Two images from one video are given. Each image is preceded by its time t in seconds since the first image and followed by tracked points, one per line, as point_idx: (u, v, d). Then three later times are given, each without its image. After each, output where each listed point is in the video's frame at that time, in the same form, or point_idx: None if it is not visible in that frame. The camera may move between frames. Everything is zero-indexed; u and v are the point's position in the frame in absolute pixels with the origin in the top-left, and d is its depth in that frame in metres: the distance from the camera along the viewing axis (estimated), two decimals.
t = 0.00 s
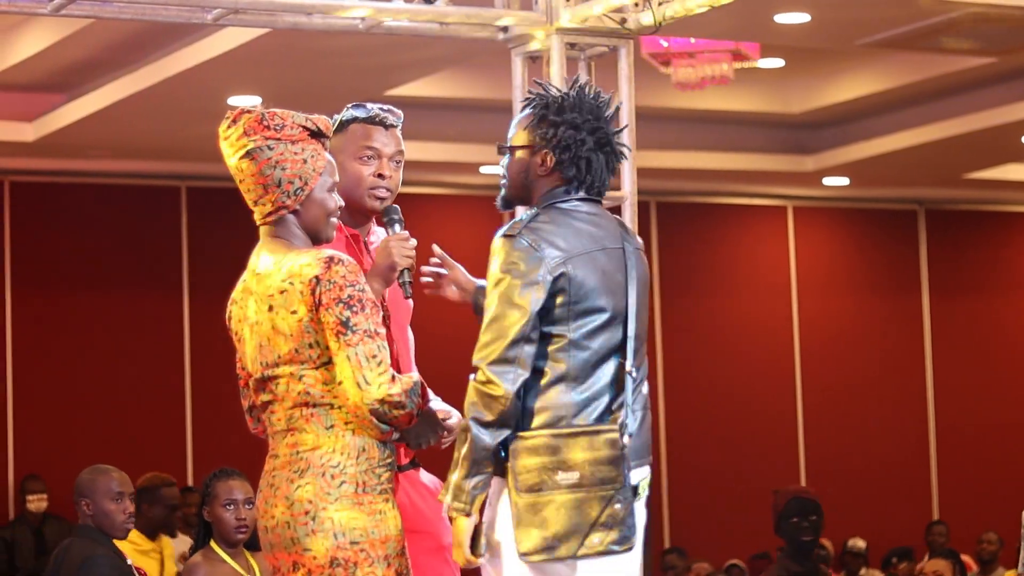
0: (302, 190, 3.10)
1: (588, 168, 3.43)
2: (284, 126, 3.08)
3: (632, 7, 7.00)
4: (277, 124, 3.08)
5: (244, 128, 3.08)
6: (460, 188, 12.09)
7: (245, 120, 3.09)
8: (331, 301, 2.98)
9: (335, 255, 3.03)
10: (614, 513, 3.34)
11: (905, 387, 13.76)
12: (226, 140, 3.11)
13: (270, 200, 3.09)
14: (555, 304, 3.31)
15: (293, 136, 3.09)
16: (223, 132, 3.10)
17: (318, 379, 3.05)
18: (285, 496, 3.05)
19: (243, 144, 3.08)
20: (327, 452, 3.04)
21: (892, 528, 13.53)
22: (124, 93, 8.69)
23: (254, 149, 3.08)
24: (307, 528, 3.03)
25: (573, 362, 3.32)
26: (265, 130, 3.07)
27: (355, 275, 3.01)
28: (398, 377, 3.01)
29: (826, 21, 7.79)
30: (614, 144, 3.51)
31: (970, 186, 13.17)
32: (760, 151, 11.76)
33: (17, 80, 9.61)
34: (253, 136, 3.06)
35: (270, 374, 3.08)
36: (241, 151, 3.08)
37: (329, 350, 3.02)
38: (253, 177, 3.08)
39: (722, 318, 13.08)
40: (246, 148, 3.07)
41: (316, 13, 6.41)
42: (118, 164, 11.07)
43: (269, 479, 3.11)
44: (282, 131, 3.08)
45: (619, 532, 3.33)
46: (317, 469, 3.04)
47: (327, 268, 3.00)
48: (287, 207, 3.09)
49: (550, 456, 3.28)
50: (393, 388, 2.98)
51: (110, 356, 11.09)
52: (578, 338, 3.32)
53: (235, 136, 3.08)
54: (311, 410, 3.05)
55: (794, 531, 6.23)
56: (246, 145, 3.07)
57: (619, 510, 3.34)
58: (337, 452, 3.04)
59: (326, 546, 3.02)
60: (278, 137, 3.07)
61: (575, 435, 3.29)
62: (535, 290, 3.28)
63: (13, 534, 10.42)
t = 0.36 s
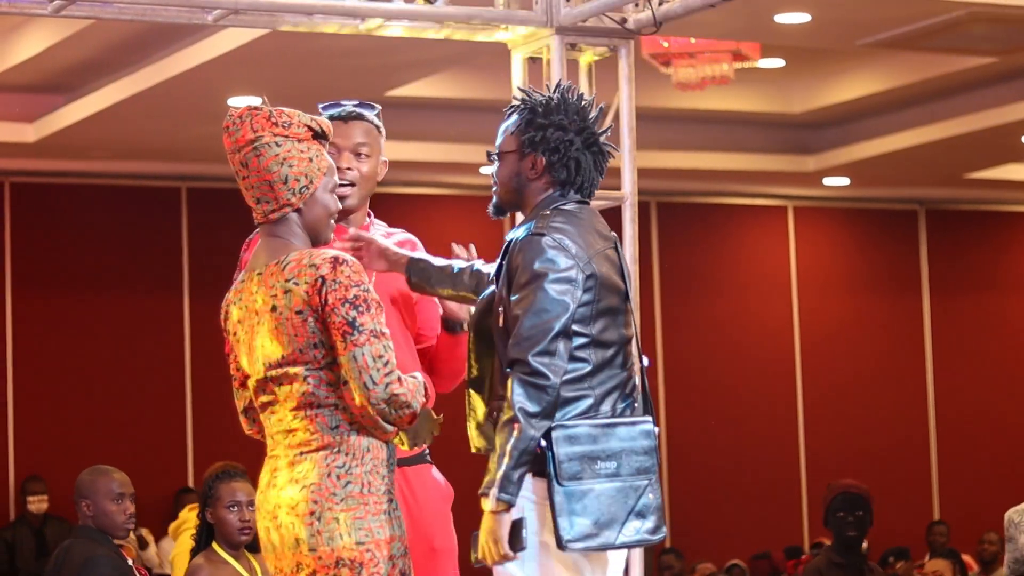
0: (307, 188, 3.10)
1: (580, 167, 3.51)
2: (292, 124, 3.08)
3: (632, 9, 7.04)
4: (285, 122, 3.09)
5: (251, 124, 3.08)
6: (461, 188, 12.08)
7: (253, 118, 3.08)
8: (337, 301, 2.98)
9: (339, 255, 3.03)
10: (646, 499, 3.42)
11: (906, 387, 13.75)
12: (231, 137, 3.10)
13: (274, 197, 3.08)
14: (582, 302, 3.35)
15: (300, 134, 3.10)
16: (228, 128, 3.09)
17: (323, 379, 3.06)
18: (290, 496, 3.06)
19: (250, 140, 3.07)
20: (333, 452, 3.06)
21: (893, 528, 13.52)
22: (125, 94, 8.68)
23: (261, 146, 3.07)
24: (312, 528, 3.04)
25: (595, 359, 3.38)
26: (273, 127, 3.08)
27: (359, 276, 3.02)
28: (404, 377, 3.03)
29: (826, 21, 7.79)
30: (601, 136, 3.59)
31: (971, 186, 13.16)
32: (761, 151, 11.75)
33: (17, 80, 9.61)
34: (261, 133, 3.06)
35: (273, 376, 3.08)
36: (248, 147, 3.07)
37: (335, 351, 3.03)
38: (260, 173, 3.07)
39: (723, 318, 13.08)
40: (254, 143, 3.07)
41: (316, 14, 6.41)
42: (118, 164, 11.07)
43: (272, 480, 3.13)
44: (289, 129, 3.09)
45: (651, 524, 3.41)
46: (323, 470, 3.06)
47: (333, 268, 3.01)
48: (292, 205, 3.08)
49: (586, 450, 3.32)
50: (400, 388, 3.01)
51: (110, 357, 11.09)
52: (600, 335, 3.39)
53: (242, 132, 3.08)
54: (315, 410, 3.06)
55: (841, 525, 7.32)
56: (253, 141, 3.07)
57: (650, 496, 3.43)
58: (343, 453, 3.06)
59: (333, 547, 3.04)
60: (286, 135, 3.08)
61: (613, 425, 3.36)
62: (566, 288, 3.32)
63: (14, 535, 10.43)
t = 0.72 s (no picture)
0: (309, 188, 3.11)
1: (562, 166, 3.61)
2: (297, 123, 3.10)
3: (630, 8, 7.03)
4: (289, 120, 3.10)
5: (256, 122, 3.09)
6: (461, 189, 12.08)
7: (257, 115, 3.09)
8: (340, 303, 2.99)
9: (342, 256, 3.04)
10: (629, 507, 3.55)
11: (905, 388, 13.76)
12: (234, 133, 3.10)
13: (277, 195, 3.09)
14: (575, 305, 3.47)
15: (302, 134, 3.11)
16: (232, 125, 3.10)
17: (325, 381, 3.06)
18: (293, 498, 3.07)
19: (255, 137, 3.08)
20: (336, 453, 3.06)
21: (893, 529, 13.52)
22: (124, 95, 8.68)
23: (265, 144, 3.08)
24: (315, 529, 3.04)
25: (589, 360, 3.48)
26: (278, 125, 3.09)
27: (362, 277, 3.03)
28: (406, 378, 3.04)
29: (826, 21, 7.80)
30: (590, 136, 3.66)
31: (970, 186, 13.17)
32: (760, 152, 11.76)
33: (15, 81, 9.61)
34: (266, 130, 3.07)
35: (275, 377, 3.09)
36: (253, 145, 3.08)
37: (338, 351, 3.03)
38: (265, 171, 3.08)
39: (722, 319, 13.09)
40: (259, 140, 3.08)
41: (314, 13, 6.42)
42: (117, 165, 11.07)
43: (274, 482, 3.13)
44: (293, 128, 3.10)
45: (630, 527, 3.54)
46: (325, 471, 3.06)
47: (336, 269, 3.02)
48: (295, 204, 3.10)
49: (571, 452, 3.44)
50: (403, 389, 3.02)
51: (109, 358, 11.09)
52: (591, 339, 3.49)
53: (247, 129, 3.08)
54: (318, 412, 3.06)
55: (855, 527, 7.32)
56: (258, 139, 3.08)
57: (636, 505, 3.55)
58: (346, 454, 3.07)
59: (335, 548, 3.04)
60: (290, 133, 3.09)
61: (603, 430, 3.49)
62: (559, 292, 3.44)
63: (12, 536, 10.43)
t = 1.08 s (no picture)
0: (314, 186, 3.13)
1: (498, 171, 3.57)
2: (303, 121, 3.11)
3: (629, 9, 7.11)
4: (296, 119, 3.11)
5: (262, 120, 3.10)
6: (461, 188, 12.06)
7: (263, 113, 3.10)
8: (347, 302, 3.01)
9: (348, 255, 3.05)
10: (523, 508, 3.34)
11: (906, 387, 13.75)
12: (240, 130, 3.11)
13: (282, 194, 3.10)
14: (465, 306, 3.43)
15: (309, 132, 3.12)
16: (238, 122, 3.10)
17: (330, 380, 3.06)
18: (296, 496, 3.07)
19: (261, 136, 3.09)
20: (340, 452, 3.07)
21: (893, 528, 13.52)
22: (124, 94, 8.69)
23: (272, 142, 3.09)
24: (320, 528, 3.05)
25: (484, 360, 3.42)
26: (284, 123, 3.10)
27: (368, 276, 3.04)
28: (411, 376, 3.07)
29: (825, 21, 7.79)
30: (533, 134, 3.55)
31: (971, 185, 13.15)
32: (760, 151, 11.75)
33: (15, 80, 9.61)
34: (273, 128, 3.08)
35: (279, 375, 3.09)
36: (259, 142, 3.09)
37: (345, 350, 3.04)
38: (271, 170, 3.09)
39: (723, 318, 13.08)
40: (266, 139, 3.09)
41: (314, 13, 6.42)
42: (117, 165, 11.06)
43: (276, 480, 3.13)
44: (300, 126, 3.11)
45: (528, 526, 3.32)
46: (330, 470, 3.06)
47: (343, 268, 3.02)
48: (301, 202, 3.11)
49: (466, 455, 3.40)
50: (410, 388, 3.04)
51: (110, 357, 11.09)
52: (502, 334, 3.41)
53: (253, 126, 3.09)
54: (323, 411, 3.07)
55: (852, 526, 7.37)
56: (265, 137, 3.09)
57: (526, 505, 3.33)
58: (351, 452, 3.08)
59: (341, 546, 3.05)
60: (297, 131, 3.11)
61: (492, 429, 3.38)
62: (447, 295, 3.43)
63: (13, 535, 10.43)
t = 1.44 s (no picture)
0: (318, 188, 3.17)
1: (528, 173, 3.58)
2: (309, 123, 3.16)
3: (631, 10, 7.14)
4: (302, 119, 3.16)
5: (268, 120, 3.15)
6: (461, 189, 12.06)
7: (269, 113, 3.16)
8: (345, 304, 3.02)
9: (348, 256, 3.07)
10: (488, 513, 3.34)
11: (906, 389, 13.74)
12: (247, 129, 3.17)
13: (285, 194, 3.15)
14: (473, 309, 3.50)
15: (314, 133, 3.17)
16: (245, 120, 3.16)
17: (329, 381, 3.08)
18: (293, 497, 3.07)
19: (267, 135, 3.14)
20: (338, 453, 3.07)
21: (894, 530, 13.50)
22: (124, 95, 8.68)
23: (277, 141, 3.14)
24: (318, 529, 3.04)
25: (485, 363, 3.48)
26: (290, 124, 3.15)
27: (367, 278, 3.05)
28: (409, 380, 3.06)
29: (827, 21, 7.78)
30: (556, 135, 3.51)
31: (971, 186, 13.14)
32: (760, 152, 11.75)
33: (16, 81, 9.61)
34: (278, 128, 3.14)
35: (278, 376, 3.12)
36: (263, 141, 3.15)
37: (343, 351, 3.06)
38: (275, 169, 3.14)
39: (723, 319, 13.08)
40: (271, 138, 3.14)
41: (314, 14, 6.43)
42: (117, 165, 11.05)
43: (275, 480, 3.14)
44: (306, 127, 3.16)
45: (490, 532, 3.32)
46: (327, 471, 3.06)
47: (341, 269, 3.05)
48: (303, 203, 3.15)
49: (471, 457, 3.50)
50: (406, 391, 3.04)
51: (110, 358, 11.09)
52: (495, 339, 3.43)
53: (259, 126, 3.15)
54: (321, 412, 3.08)
55: (848, 525, 7.43)
56: (269, 136, 3.14)
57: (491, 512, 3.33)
58: (349, 453, 3.07)
59: (337, 548, 3.04)
60: (303, 132, 3.16)
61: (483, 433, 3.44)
62: (459, 297, 3.52)
63: (13, 536, 10.43)
